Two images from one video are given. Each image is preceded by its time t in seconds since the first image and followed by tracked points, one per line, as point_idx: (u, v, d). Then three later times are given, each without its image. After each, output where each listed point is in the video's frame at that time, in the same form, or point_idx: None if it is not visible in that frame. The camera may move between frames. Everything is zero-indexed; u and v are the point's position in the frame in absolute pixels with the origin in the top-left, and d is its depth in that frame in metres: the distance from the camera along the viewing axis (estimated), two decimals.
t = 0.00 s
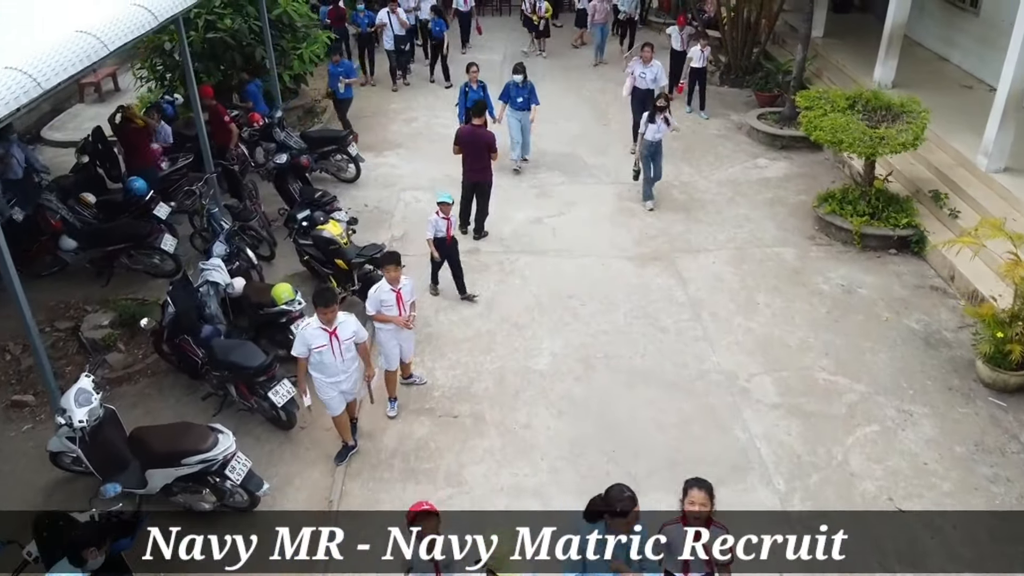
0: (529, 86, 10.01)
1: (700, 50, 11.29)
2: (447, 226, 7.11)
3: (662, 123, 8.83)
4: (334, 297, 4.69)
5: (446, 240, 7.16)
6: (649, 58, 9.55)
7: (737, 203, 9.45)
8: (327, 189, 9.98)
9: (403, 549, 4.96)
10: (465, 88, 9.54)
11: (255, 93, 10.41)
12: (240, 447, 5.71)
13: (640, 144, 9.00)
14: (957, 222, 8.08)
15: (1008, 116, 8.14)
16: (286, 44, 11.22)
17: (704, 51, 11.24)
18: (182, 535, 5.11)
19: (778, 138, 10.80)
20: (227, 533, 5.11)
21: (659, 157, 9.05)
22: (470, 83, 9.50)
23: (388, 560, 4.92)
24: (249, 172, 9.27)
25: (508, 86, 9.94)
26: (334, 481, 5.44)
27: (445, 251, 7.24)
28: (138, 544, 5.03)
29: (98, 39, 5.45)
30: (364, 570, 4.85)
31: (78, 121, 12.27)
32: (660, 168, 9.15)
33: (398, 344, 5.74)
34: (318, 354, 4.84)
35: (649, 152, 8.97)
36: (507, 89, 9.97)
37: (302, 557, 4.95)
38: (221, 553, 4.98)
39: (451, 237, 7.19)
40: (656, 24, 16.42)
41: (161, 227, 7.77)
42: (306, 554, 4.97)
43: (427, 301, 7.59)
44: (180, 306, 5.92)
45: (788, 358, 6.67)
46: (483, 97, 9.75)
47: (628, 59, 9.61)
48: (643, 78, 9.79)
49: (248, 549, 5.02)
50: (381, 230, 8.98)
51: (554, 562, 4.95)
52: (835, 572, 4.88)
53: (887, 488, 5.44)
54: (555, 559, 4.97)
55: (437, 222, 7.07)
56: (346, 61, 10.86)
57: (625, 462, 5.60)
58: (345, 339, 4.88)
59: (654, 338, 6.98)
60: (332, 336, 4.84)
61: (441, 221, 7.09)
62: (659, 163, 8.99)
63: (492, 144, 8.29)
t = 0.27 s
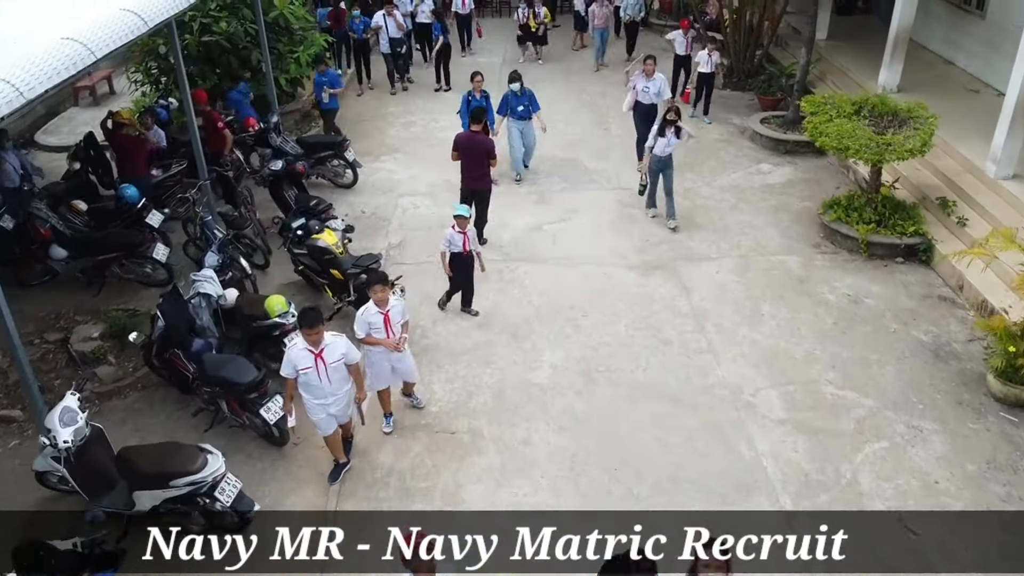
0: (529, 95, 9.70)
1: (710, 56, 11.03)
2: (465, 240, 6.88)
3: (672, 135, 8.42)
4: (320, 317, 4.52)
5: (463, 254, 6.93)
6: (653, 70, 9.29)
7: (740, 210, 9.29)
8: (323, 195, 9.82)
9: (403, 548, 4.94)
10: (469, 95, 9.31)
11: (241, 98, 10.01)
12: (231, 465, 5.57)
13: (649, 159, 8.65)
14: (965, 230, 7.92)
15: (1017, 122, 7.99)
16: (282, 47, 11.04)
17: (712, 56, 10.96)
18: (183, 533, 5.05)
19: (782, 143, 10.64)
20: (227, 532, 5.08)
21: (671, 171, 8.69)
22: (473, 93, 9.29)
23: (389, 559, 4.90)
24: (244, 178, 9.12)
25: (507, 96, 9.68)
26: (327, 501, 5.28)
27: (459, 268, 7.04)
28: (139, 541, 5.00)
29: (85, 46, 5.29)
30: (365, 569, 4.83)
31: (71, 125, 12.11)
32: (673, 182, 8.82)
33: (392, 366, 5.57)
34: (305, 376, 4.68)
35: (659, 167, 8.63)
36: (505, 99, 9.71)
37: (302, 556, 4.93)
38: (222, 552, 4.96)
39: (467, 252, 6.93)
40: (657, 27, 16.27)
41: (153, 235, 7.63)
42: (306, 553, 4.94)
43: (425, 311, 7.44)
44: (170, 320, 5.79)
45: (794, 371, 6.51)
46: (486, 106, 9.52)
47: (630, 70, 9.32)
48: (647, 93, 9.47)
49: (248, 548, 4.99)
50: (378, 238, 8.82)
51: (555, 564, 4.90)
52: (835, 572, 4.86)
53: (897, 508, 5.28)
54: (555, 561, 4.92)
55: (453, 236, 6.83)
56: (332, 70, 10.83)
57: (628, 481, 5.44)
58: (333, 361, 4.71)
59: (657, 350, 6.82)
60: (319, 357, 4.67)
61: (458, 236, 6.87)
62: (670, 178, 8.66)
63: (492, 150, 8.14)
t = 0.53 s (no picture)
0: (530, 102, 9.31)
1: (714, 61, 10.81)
2: (477, 260, 6.56)
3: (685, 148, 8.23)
4: (303, 339, 4.28)
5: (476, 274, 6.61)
6: (657, 78, 9.34)
7: (744, 216, 9.14)
8: (320, 201, 9.66)
9: (404, 550, 4.92)
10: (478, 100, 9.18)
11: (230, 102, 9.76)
12: (222, 483, 5.41)
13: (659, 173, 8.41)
14: (974, 238, 7.77)
15: None
16: (279, 51, 10.89)
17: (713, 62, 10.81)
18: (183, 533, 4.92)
19: (785, 148, 10.49)
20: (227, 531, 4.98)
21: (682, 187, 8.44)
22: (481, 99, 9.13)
23: (389, 560, 4.87)
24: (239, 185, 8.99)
25: (507, 103, 9.33)
26: (321, 522, 5.12)
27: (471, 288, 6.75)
28: (141, 540, 4.93)
29: (72, 53, 5.14)
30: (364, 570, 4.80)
31: (65, 129, 11.95)
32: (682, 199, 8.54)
33: (387, 388, 5.29)
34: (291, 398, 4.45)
35: (669, 181, 8.37)
36: (506, 106, 9.37)
37: (302, 556, 4.91)
38: (221, 553, 4.89)
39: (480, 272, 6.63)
40: (659, 29, 16.11)
41: (146, 244, 7.52)
42: (306, 554, 4.93)
43: (422, 321, 7.28)
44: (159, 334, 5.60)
45: (800, 385, 6.35)
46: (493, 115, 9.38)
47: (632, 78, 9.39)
48: (651, 101, 9.54)
49: (248, 549, 4.97)
50: (375, 245, 8.66)
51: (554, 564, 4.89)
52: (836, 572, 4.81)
53: (907, 529, 5.12)
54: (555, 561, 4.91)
55: (465, 257, 6.53)
56: (312, 76, 10.55)
57: (630, 500, 5.28)
58: (317, 385, 4.45)
59: (659, 362, 6.66)
60: (303, 380, 4.42)
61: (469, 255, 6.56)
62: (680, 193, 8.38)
63: (491, 157, 7.98)
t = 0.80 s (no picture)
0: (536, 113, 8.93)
1: (717, 67, 10.64)
2: (490, 279, 6.19)
3: (693, 165, 7.78)
4: (291, 356, 4.16)
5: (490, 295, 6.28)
6: (663, 92, 9.07)
7: (748, 223, 8.98)
8: (317, 207, 9.51)
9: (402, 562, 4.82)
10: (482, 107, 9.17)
11: (224, 106, 9.64)
12: (213, 502, 5.26)
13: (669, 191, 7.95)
14: (983, 247, 7.61)
15: None
16: (276, 54, 10.75)
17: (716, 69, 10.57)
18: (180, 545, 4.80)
19: (789, 152, 10.34)
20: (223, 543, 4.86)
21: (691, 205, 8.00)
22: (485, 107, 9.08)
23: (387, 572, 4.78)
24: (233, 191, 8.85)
25: (512, 113, 8.96)
26: (314, 543, 4.97)
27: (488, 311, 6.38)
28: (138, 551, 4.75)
29: (56, 60, 4.93)
30: None
31: (59, 133, 11.79)
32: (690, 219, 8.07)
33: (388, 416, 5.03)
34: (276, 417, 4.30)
35: (679, 199, 7.93)
36: (511, 115, 8.99)
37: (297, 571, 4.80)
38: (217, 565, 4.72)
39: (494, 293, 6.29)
40: (660, 30, 15.96)
41: (138, 253, 7.34)
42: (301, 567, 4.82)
43: (420, 332, 7.12)
44: (149, 349, 5.46)
45: (807, 399, 6.20)
46: (498, 124, 9.24)
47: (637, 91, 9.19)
48: (656, 116, 9.28)
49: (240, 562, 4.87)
50: (372, 252, 8.50)
51: None
52: None
53: (919, 552, 4.96)
54: None
55: (478, 278, 6.18)
56: (293, 86, 10.56)
57: (633, 521, 5.12)
58: (303, 406, 4.27)
59: (662, 375, 6.50)
60: (288, 399, 4.25)
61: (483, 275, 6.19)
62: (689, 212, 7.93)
63: (490, 163, 7.83)
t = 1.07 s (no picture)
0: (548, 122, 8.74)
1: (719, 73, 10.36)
2: (505, 301, 5.99)
3: (701, 180, 7.49)
4: (284, 383, 4.00)
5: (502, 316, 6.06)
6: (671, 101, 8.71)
7: (752, 230, 8.83)
8: (314, 214, 9.34)
9: None
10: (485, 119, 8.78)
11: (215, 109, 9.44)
12: (204, 524, 5.11)
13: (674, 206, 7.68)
14: (993, 255, 7.46)
15: None
16: (273, 58, 10.61)
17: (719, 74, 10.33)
18: None
19: (793, 157, 10.19)
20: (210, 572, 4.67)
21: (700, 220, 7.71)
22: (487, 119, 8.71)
23: None
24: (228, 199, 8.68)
25: (523, 119, 8.75)
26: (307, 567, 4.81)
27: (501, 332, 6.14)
28: None
29: (41, 68, 4.76)
30: None
31: (53, 138, 11.63)
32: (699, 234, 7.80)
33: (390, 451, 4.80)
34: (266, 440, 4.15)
35: (685, 215, 7.66)
36: (522, 122, 8.78)
37: None
38: None
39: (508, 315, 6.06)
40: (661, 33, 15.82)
41: (130, 262, 7.20)
42: None
43: (418, 343, 6.97)
44: (138, 366, 5.30)
45: (814, 414, 6.05)
46: (502, 137, 8.83)
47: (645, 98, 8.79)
48: (664, 125, 8.84)
49: None
50: (370, 260, 8.35)
51: None
52: None
53: None
54: None
55: (493, 297, 5.97)
56: (273, 91, 10.18)
57: (637, 543, 4.96)
58: (293, 432, 4.11)
59: (666, 389, 6.34)
60: (278, 424, 4.10)
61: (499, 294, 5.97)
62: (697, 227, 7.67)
63: (490, 170, 7.67)
